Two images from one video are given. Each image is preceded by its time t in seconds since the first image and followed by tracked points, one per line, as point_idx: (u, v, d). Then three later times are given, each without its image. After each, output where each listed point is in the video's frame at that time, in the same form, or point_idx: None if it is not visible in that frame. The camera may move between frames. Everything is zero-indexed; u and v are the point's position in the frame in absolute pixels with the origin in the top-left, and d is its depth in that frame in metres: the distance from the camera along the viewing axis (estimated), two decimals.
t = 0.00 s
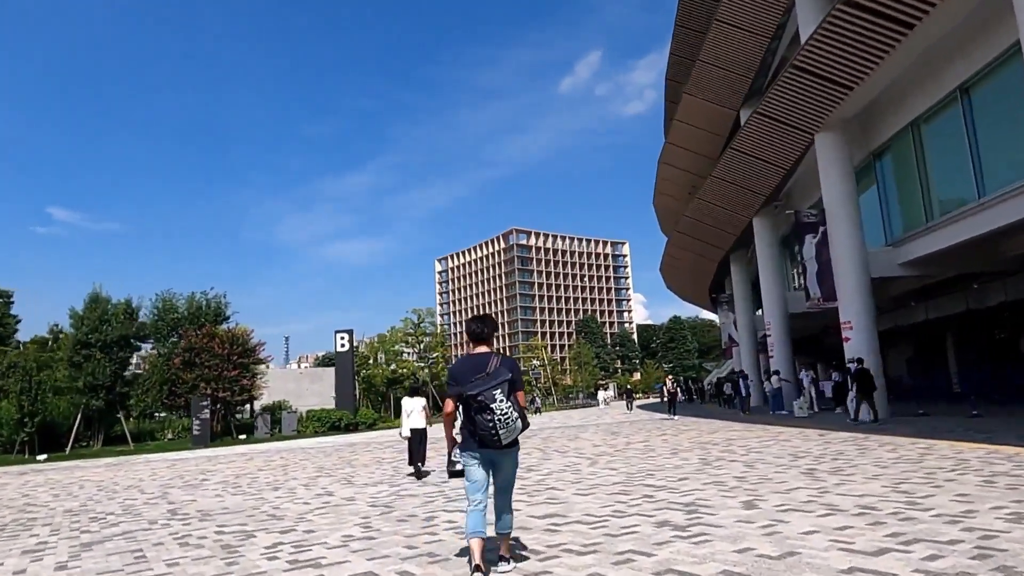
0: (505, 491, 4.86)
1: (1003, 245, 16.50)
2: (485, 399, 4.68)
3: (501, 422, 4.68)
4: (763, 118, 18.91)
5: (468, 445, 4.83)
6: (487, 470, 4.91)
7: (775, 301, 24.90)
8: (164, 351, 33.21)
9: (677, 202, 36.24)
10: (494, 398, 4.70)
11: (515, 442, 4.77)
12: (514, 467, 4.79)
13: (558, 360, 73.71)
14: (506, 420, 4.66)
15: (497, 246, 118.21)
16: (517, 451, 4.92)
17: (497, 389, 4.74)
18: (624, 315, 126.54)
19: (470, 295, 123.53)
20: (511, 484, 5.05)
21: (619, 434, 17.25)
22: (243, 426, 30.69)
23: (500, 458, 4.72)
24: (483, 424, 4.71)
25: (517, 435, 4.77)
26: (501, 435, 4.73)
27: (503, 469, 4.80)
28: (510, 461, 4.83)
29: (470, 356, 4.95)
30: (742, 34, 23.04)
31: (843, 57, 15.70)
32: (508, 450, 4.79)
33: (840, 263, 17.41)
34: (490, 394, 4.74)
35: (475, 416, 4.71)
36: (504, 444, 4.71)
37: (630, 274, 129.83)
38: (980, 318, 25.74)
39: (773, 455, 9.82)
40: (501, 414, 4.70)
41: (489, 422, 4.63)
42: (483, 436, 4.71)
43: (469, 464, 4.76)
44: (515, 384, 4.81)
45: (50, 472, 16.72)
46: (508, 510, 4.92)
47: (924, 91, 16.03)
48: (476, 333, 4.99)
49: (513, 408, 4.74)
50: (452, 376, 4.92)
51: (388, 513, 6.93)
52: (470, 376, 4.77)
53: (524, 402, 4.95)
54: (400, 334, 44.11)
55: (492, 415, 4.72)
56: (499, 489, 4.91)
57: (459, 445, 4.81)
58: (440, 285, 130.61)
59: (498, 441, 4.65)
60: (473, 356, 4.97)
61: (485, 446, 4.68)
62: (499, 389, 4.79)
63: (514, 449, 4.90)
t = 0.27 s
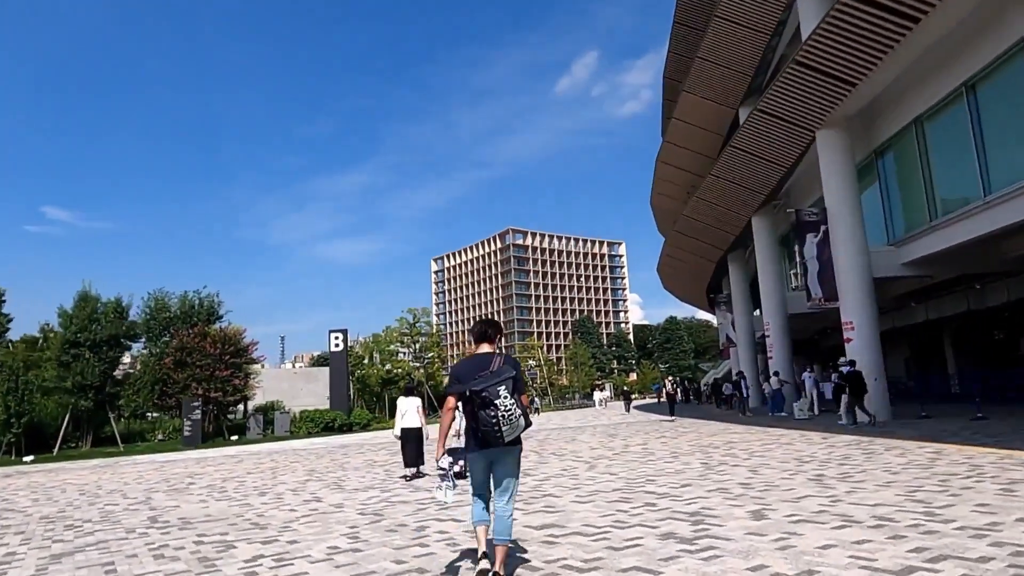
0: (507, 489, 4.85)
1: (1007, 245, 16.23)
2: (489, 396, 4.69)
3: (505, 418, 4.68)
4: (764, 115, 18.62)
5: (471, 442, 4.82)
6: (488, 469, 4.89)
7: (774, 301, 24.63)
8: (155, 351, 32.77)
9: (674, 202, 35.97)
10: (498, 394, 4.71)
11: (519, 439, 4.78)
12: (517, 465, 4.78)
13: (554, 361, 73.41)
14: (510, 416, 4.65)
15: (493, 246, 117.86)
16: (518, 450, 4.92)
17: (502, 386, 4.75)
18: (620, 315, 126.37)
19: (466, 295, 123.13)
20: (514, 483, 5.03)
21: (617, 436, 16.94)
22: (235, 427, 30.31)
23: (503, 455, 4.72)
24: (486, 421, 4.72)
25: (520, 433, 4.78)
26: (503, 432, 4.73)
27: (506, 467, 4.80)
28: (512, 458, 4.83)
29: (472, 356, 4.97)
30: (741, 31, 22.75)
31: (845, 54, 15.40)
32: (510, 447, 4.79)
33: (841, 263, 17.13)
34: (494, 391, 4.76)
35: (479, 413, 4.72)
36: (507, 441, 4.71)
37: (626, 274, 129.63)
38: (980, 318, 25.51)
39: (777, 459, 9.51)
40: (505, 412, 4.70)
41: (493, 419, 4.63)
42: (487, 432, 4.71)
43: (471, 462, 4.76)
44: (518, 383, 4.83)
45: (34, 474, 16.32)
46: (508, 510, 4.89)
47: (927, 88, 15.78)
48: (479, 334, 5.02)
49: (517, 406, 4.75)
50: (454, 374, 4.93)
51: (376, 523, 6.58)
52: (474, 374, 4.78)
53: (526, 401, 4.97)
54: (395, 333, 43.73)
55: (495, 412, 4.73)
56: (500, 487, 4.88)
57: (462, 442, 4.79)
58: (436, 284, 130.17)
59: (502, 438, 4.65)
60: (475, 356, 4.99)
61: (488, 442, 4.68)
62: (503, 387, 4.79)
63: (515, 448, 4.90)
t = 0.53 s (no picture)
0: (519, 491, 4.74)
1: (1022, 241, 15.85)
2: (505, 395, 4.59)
3: (519, 419, 4.57)
4: (772, 110, 18.25)
5: (484, 441, 4.71)
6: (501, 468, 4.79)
7: (780, 300, 24.28)
8: (153, 348, 32.42)
9: (678, 200, 35.60)
10: (513, 394, 4.61)
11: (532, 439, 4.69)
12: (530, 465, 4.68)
13: (555, 361, 73.07)
14: (524, 417, 4.54)
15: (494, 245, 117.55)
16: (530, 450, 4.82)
17: (517, 385, 4.64)
18: (621, 316, 126.02)
19: (467, 294, 122.80)
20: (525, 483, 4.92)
21: (621, 436, 16.57)
22: (233, 426, 29.98)
23: (516, 455, 4.61)
24: (501, 421, 4.61)
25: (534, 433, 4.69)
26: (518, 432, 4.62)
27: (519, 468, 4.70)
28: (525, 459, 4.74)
29: (486, 355, 4.87)
30: (749, 25, 22.39)
31: (857, 47, 15.02)
32: (524, 448, 4.69)
33: (852, 260, 16.76)
34: (510, 390, 4.65)
35: (493, 413, 4.61)
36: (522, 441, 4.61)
37: (627, 275, 129.30)
38: (989, 318, 25.11)
39: (792, 461, 9.13)
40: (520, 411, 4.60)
41: (509, 419, 4.53)
42: (501, 432, 4.61)
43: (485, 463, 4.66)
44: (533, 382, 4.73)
45: (26, 473, 15.97)
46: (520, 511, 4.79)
47: (941, 81, 15.39)
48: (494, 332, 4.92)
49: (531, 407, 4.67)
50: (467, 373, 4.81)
51: (374, 526, 6.21)
52: (489, 373, 4.68)
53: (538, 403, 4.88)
54: (396, 332, 43.40)
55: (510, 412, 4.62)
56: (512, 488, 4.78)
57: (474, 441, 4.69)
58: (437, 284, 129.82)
59: (517, 438, 4.55)
60: (489, 355, 4.89)
61: (502, 442, 4.57)
62: (518, 386, 4.68)
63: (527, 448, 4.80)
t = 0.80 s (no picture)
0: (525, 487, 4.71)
1: None
2: (505, 392, 4.55)
3: (521, 414, 4.52)
4: (775, 105, 17.89)
5: (489, 438, 4.70)
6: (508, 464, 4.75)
7: (783, 299, 23.97)
8: (147, 348, 32.04)
9: (678, 198, 35.28)
10: (513, 390, 4.54)
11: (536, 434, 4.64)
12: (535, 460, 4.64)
13: (554, 360, 72.73)
14: (525, 412, 4.50)
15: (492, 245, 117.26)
16: (537, 445, 4.77)
17: (516, 381, 4.55)
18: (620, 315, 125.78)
19: (465, 294, 122.44)
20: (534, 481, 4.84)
21: (623, 437, 16.21)
22: (228, 427, 29.61)
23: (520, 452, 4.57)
24: (503, 417, 4.58)
25: (537, 428, 4.64)
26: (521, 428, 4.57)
27: (524, 463, 4.66)
28: (531, 454, 4.69)
29: (489, 351, 4.83)
30: (751, 19, 22.03)
31: (863, 42, 14.68)
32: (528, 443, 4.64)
33: (857, 258, 16.43)
34: (509, 386, 4.58)
35: (495, 409, 4.58)
36: (525, 437, 4.56)
37: (625, 274, 129.08)
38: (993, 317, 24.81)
39: (802, 464, 8.78)
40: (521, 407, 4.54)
41: (509, 415, 4.49)
42: (504, 428, 4.58)
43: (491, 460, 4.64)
44: (535, 378, 4.67)
45: (12, 476, 15.57)
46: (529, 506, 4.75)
47: (949, 74, 15.04)
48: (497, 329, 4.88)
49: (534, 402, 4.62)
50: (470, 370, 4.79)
51: (366, 536, 5.85)
52: (490, 370, 4.64)
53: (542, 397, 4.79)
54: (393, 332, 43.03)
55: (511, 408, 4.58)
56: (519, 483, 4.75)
57: (479, 438, 4.68)
58: (435, 283, 129.45)
59: (519, 434, 4.50)
60: (493, 352, 4.85)
61: (505, 438, 4.55)
62: (518, 381, 4.60)
63: (533, 444, 4.75)
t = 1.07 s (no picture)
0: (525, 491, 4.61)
1: None
2: (506, 397, 4.43)
3: (522, 419, 4.41)
4: (773, 95, 17.57)
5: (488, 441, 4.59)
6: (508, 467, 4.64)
7: (781, 293, 23.67)
8: (137, 348, 31.59)
9: (674, 192, 34.96)
10: (514, 396, 4.42)
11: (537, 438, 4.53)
12: (535, 465, 4.53)
13: (550, 357, 72.42)
14: (526, 418, 4.40)
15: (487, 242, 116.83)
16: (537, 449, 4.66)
17: (518, 387, 4.43)
18: (615, 312, 125.59)
19: (460, 292, 122.04)
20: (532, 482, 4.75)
21: (620, 435, 15.89)
22: (219, 427, 29.17)
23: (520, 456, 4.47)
24: (503, 422, 4.47)
25: (538, 432, 4.53)
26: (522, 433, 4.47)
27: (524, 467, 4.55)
28: (532, 458, 4.59)
29: (489, 353, 4.71)
30: (747, 9, 21.70)
31: (863, 28, 14.33)
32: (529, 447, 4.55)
33: (858, 250, 16.12)
34: (510, 392, 4.45)
35: (495, 413, 4.46)
36: (525, 443, 4.46)
37: (621, 271, 128.88)
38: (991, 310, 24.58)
39: (808, 461, 8.46)
40: (522, 412, 4.43)
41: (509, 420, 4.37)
42: (504, 433, 4.46)
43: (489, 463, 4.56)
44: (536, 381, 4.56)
45: None
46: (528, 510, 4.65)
47: (951, 60, 14.70)
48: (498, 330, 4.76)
49: (534, 406, 4.51)
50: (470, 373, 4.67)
51: (348, 543, 5.48)
52: (490, 373, 4.52)
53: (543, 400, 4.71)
54: (387, 330, 42.62)
55: (511, 413, 4.45)
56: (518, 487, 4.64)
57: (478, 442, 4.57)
58: (430, 281, 128.98)
59: (519, 440, 4.40)
60: (493, 353, 4.73)
61: (505, 443, 4.43)
62: (520, 387, 4.48)
63: (534, 447, 4.65)
